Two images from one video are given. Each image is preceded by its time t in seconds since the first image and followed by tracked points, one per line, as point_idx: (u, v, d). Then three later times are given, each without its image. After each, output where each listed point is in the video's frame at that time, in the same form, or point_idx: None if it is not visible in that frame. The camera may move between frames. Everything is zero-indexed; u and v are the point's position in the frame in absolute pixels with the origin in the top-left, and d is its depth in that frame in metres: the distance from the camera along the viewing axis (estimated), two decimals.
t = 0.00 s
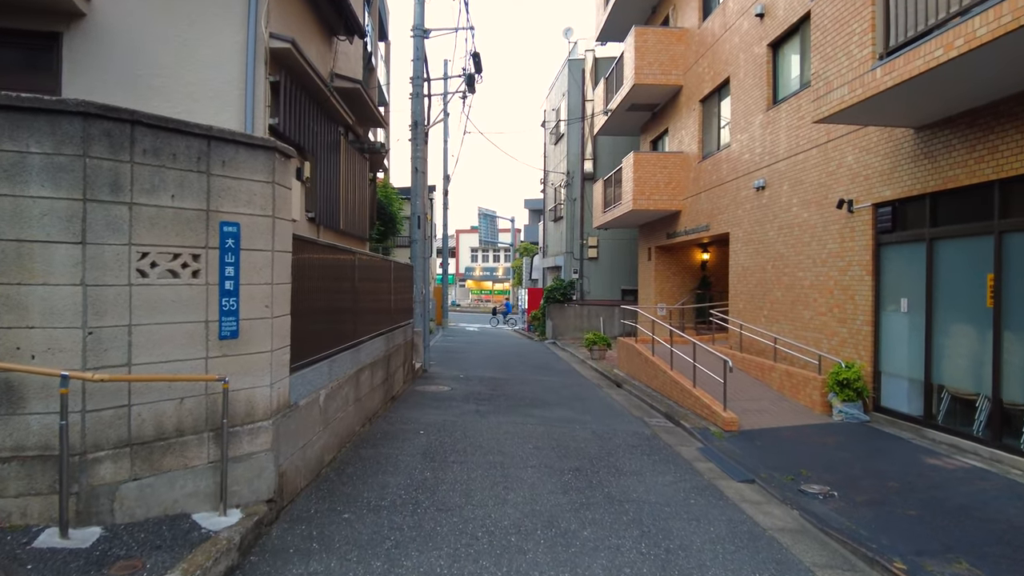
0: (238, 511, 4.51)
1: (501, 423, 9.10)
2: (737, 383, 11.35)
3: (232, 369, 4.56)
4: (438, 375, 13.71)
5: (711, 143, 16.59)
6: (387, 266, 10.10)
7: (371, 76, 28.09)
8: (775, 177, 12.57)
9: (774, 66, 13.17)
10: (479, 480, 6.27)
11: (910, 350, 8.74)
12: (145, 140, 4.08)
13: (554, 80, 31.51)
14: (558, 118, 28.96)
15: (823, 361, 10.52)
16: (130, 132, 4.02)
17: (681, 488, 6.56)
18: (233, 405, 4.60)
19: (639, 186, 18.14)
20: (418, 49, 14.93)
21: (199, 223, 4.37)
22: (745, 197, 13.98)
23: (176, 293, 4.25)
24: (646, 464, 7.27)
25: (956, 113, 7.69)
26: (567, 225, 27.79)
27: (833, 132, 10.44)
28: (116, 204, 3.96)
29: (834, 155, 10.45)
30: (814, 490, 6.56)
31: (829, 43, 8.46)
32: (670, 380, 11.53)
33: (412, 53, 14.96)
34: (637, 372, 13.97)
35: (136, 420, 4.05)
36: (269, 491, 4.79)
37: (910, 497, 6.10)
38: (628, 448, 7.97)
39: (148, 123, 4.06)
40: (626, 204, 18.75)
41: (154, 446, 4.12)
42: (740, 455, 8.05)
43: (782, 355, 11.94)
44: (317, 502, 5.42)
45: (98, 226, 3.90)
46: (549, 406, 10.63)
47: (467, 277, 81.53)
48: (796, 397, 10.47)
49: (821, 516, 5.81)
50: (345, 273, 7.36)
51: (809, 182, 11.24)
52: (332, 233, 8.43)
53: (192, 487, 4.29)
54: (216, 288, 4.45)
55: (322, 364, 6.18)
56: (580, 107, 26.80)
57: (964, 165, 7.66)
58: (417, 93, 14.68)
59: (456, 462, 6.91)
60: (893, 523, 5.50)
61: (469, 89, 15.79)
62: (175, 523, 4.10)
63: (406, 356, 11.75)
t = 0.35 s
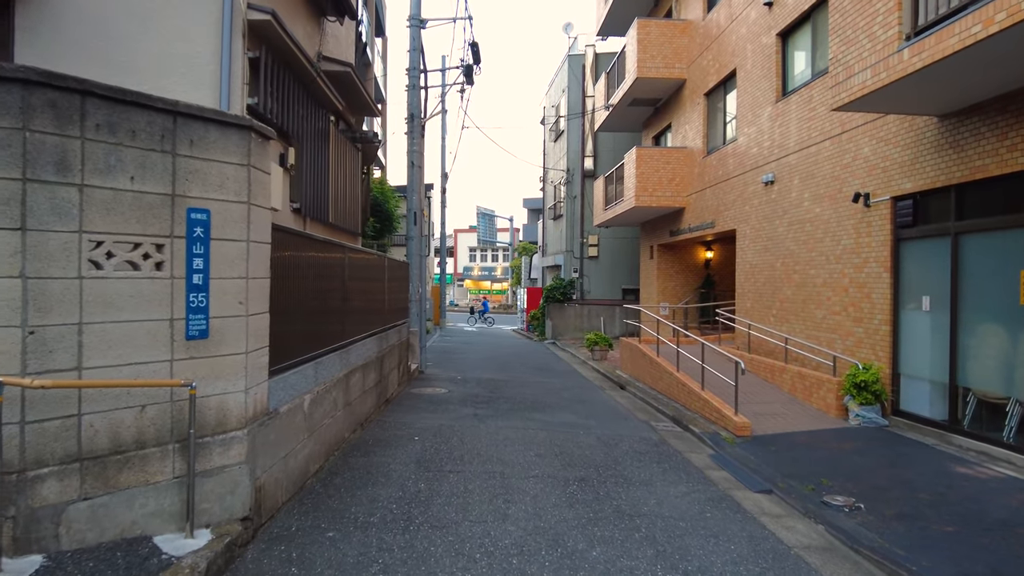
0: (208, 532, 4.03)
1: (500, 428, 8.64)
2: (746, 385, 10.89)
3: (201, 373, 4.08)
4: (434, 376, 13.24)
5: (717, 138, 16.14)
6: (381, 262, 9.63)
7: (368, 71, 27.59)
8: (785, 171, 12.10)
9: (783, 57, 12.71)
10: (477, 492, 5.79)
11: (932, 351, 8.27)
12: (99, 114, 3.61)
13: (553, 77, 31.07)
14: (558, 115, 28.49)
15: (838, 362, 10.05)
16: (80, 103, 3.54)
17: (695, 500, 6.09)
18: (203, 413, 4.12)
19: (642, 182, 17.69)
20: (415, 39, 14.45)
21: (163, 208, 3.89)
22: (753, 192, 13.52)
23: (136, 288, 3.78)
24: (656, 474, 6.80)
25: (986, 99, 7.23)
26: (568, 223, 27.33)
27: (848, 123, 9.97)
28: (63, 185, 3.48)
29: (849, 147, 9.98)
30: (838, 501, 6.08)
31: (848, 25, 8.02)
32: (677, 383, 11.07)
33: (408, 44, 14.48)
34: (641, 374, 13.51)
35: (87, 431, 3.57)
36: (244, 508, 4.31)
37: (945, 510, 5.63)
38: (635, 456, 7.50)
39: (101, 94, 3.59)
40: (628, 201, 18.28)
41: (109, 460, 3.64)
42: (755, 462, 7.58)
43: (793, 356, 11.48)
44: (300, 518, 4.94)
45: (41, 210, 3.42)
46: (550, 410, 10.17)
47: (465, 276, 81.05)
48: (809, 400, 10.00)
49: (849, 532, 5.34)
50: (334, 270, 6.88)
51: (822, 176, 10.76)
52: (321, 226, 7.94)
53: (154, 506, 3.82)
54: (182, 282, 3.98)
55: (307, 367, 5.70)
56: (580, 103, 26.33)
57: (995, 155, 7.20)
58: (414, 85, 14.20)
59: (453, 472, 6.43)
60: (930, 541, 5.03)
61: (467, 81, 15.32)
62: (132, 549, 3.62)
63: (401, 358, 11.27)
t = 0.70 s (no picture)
0: (166, 568, 3.55)
1: (499, 436, 8.17)
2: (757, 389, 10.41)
3: (159, 388, 3.61)
4: (431, 380, 12.75)
5: (722, 133, 15.66)
6: (373, 262, 9.16)
7: (364, 68, 27.09)
8: (796, 166, 11.63)
9: (793, 47, 12.23)
10: (473, 513, 5.32)
11: (958, 355, 7.79)
12: (33, 91, 3.14)
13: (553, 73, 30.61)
14: (557, 112, 27.99)
15: (855, 366, 9.56)
16: (9, 77, 3.07)
17: (710, 520, 5.62)
18: (162, 432, 3.64)
19: (645, 178, 17.22)
20: (410, 31, 13.96)
21: (113, 200, 3.42)
22: (761, 189, 13.04)
23: (80, 291, 3.30)
24: (666, 489, 6.33)
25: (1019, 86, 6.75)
26: (568, 222, 26.86)
27: (864, 115, 9.49)
28: None
29: (865, 140, 9.51)
30: (867, 520, 5.57)
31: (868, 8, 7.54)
32: (684, 388, 10.60)
33: (403, 35, 13.99)
34: (645, 377, 13.03)
35: (19, 457, 3.09)
36: (211, 538, 3.82)
37: (986, 532, 5.15)
38: (643, 469, 7.03)
39: (34, 67, 3.12)
40: (631, 198, 17.80)
41: (46, 491, 3.16)
42: (772, 475, 7.10)
43: (805, 359, 11.00)
44: (277, 545, 4.45)
45: None
46: (552, 416, 9.69)
47: (465, 276, 80.57)
48: (824, 406, 9.52)
49: (882, 557, 4.86)
50: (318, 271, 6.39)
51: (836, 171, 10.29)
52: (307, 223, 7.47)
53: (101, 541, 3.34)
54: (136, 284, 3.50)
55: (287, 377, 5.22)
56: (580, 99, 25.83)
57: None
58: (409, 78, 13.72)
59: (448, 488, 5.96)
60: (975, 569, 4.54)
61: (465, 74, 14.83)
62: None
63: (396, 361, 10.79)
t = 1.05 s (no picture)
0: None
1: (500, 444, 7.73)
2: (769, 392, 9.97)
3: (113, 398, 3.17)
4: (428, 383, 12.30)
5: (729, 128, 15.24)
6: (366, 259, 8.73)
7: (361, 64, 26.66)
8: (808, 161, 11.20)
9: (804, 37, 11.81)
10: (472, 533, 4.85)
11: (987, 358, 7.35)
12: None
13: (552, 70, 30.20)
14: (558, 109, 27.55)
15: (873, 369, 9.12)
16: None
17: (730, 538, 5.18)
18: (118, 450, 3.19)
19: (648, 174, 16.77)
20: (407, 21, 13.51)
21: (56, 183, 2.99)
22: (770, 185, 12.61)
23: (14, 290, 2.88)
24: (681, 505, 5.88)
25: None
26: (568, 221, 26.40)
27: (883, 106, 9.06)
28: None
29: (883, 132, 9.07)
30: (901, 538, 5.10)
31: None
32: (691, 391, 10.17)
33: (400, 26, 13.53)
34: (650, 380, 12.58)
35: None
36: (175, 569, 3.37)
37: None
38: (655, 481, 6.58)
39: None
40: (633, 195, 17.36)
41: None
42: (791, 486, 6.67)
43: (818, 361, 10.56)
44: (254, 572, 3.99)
45: None
46: (554, 422, 9.25)
47: (463, 276, 80.12)
48: (839, 411, 9.08)
49: None
50: (304, 268, 5.93)
51: (851, 165, 9.86)
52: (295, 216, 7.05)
53: None
54: (85, 281, 3.06)
55: (269, 384, 4.76)
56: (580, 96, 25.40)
57: None
58: (406, 70, 13.27)
59: (445, 503, 5.51)
60: None
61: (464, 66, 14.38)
62: None
63: (392, 364, 10.34)
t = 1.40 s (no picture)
0: None
1: (496, 454, 7.30)
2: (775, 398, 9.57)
3: (43, 418, 2.80)
4: (421, 388, 11.86)
5: (731, 125, 14.85)
6: (353, 259, 8.29)
7: (354, 60, 26.19)
8: (815, 157, 10.81)
9: (810, 30, 11.42)
10: (465, 560, 4.42)
11: (1012, 364, 6.95)
12: None
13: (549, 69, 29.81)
14: (554, 107, 27.11)
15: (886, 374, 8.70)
16: None
17: (745, 562, 4.77)
18: (48, 478, 2.80)
19: (647, 172, 16.36)
20: (400, 12, 13.06)
21: None
22: (775, 183, 12.21)
23: None
24: (691, 525, 5.46)
25: None
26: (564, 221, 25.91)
27: (896, 98, 8.67)
28: None
29: (897, 126, 8.68)
30: (933, 562, 4.69)
31: None
32: (695, 397, 9.77)
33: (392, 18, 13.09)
34: (651, 385, 12.16)
35: None
36: None
37: None
38: (661, 498, 6.16)
39: None
40: (633, 194, 16.94)
41: None
42: (806, 500, 6.27)
43: (826, 365, 10.17)
44: None
45: None
46: (553, 429, 8.83)
47: (458, 277, 79.65)
48: (851, 417, 8.69)
49: None
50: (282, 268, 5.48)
51: (861, 161, 9.47)
52: (275, 212, 6.59)
53: None
54: (8, 282, 2.68)
55: (239, 395, 4.32)
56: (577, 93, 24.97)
57: None
58: (399, 63, 12.82)
59: (435, 524, 5.08)
60: None
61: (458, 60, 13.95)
62: None
63: (382, 369, 9.90)
